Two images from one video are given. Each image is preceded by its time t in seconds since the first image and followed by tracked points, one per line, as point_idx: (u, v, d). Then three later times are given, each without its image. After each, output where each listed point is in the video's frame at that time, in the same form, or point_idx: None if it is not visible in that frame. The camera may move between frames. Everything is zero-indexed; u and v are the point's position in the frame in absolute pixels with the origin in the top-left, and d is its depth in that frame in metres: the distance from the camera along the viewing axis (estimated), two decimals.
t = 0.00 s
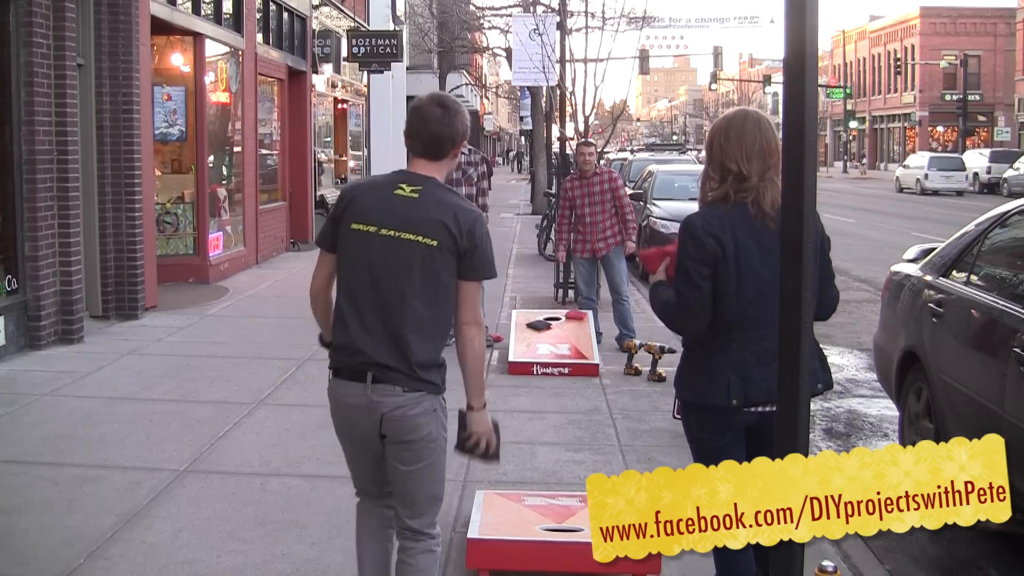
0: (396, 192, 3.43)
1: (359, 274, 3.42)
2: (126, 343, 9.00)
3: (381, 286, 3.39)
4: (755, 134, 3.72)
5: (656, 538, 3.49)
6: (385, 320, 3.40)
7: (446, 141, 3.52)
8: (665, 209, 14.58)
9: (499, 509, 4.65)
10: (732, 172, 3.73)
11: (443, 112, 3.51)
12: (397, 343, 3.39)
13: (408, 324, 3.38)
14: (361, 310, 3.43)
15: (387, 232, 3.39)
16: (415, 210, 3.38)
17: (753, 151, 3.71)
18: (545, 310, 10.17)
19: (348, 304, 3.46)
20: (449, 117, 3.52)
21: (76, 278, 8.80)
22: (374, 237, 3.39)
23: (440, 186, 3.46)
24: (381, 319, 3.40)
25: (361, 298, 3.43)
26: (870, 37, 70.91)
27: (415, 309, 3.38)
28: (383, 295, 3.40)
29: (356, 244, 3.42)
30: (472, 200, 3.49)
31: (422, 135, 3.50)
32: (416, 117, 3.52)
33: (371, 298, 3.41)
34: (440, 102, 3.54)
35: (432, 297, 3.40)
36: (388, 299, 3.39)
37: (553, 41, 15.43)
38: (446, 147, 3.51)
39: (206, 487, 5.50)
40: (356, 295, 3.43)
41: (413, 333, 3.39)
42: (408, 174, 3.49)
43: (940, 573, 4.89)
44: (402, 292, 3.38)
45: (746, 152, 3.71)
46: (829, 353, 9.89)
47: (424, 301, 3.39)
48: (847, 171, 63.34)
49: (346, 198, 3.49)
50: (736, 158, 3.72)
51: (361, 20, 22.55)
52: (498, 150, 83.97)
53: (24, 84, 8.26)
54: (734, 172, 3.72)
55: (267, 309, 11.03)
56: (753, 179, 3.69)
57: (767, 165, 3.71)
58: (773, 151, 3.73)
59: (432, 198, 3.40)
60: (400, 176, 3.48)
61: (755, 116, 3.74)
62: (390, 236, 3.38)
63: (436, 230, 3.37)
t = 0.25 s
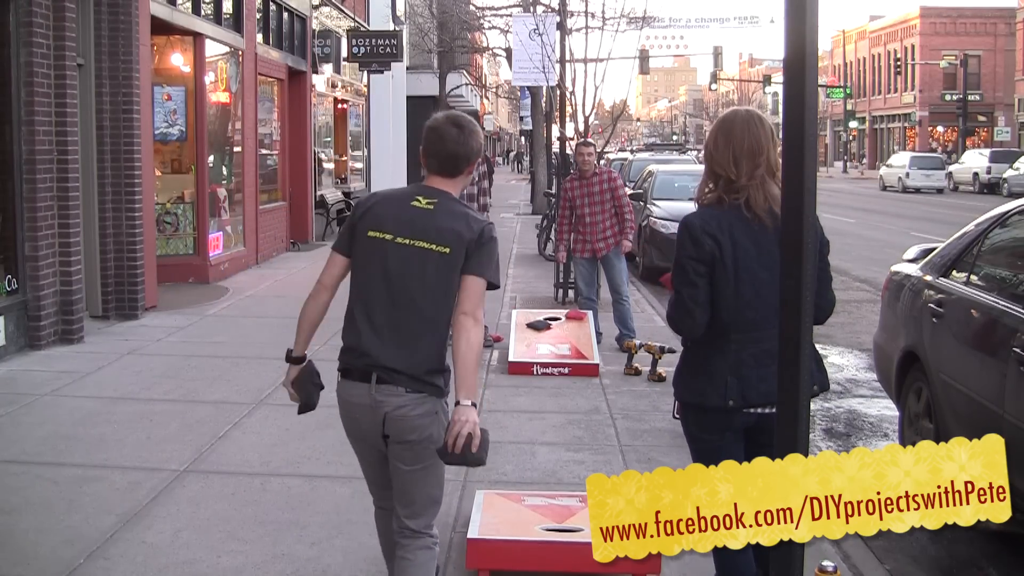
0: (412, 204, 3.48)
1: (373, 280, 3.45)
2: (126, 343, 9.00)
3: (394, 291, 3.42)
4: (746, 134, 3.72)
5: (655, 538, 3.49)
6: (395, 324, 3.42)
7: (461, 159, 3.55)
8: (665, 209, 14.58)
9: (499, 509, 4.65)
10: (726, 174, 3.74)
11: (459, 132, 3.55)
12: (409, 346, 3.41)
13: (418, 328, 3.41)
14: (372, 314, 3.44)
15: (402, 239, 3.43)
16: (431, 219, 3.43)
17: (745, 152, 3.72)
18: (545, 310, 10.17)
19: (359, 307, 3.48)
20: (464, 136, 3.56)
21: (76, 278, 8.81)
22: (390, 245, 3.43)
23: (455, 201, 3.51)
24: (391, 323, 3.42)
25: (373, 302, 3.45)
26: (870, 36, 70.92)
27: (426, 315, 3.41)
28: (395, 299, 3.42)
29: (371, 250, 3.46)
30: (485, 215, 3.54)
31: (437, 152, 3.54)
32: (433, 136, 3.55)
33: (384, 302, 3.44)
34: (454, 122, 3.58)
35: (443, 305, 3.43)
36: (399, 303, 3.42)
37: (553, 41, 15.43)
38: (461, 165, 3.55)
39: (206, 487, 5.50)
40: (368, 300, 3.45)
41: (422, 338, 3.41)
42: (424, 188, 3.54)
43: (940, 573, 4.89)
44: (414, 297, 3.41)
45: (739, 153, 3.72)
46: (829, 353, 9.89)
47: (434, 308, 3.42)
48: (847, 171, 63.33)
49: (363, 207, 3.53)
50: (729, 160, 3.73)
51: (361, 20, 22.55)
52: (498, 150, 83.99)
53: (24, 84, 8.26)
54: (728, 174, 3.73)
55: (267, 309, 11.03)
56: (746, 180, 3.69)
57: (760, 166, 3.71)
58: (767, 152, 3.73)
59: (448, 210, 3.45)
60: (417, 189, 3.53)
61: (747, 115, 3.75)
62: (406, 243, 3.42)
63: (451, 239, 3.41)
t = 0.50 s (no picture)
0: (423, 217, 3.59)
1: (383, 287, 3.55)
2: (126, 343, 9.00)
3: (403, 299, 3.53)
4: (747, 135, 3.72)
5: (656, 538, 3.49)
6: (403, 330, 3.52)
7: (465, 176, 3.68)
8: (665, 209, 14.59)
9: (499, 509, 4.65)
10: (727, 175, 3.73)
11: (461, 151, 3.68)
12: (415, 351, 3.52)
13: (425, 337, 3.54)
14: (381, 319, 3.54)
15: (415, 250, 3.54)
16: (443, 234, 3.56)
17: (747, 153, 3.71)
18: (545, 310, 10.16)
19: (367, 312, 3.57)
20: (466, 155, 3.69)
21: (76, 278, 8.80)
22: (403, 254, 3.54)
23: (462, 217, 3.64)
24: (400, 330, 3.52)
25: (382, 308, 3.54)
26: (870, 36, 70.92)
27: (433, 324, 3.54)
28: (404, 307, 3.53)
29: (384, 257, 3.55)
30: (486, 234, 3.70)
31: (442, 169, 3.67)
32: (437, 154, 3.69)
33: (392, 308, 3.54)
34: (457, 141, 3.72)
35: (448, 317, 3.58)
36: (409, 311, 3.53)
37: (553, 41, 15.44)
38: (465, 183, 3.68)
39: (206, 487, 5.50)
40: (377, 306, 3.55)
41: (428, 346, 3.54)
42: (432, 202, 3.65)
43: (940, 573, 4.89)
44: (424, 307, 3.53)
45: (740, 153, 3.71)
46: (829, 353, 9.89)
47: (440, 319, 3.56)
48: (847, 171, 63.32)
49: (373, 215, 3.62)
50: (729, 160, 3.73)
51: (361, 20, 22.55)
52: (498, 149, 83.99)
53: (24, 84, 8.26)
54: (729, 175, 3.73)
55: (267, 309, 11.03)
56: (747, 180, 3.69)
57: (762, 167, 3.70)
58: (768, 153, 3.73)
59: (458, 226, 3.59)
60: (426, 203, 3.64)
61: (747, 115, 3.75)
62: (418, 254, 3.54)
63: (460, 255, 3.56)
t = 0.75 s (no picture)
0: (434, 215, 3.85)
1: (401, 282, 3.77)
2: (126, 343, 9.00)
3: (420, 293, 3.78)
4: (745, 134, 3.72)
5: (656, 538, 3.49)
6: (421, 322, 3.78)
7: (460, 178, 3.94)
8: (665, 209, 14.59)
9: (499, 509, 4.65)
10: (726, 173, 3.73)
11: (456, 154, 3.92)
12: (429, 342, 3.80)
13: (438, 328, 3.83)
14: (400, 312, 3.77)
15: (429, 248, 3.80)
16: (452, 233, 3.85)
17: (746, 151, 3.71)
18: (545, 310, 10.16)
19: (388, 305, 3.77)
20: (461, 157, 3.94)
21: (76, 278, 8.80)
22: (419, 252, 3.78)
23: (463, 216, 3.96)
24: (418, 323, 3.78)
25: (401, 302, 3.77)
26: (870, 36, 70.91)
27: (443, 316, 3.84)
28: (419, 301, 3.78)
29: (398, 255, 3.77)
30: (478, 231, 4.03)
31: (439, 171, 3.91)
32: (434, 156, 3.91)
33: (407, 303, 3.77)
34: (453, 143, 3.94)
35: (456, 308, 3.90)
36: (424, 304, 3.78)
37: (553, 41, 15.43)
38: (462, 184, 3.95)
39: (206, 487, 5.50)
40: (394, 299, 3.77)
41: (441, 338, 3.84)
42: (433, 201, 3.91)
43: (940, 573, 4.90)
44: (438, 300, 3.81)
45: (740, 152, 3.71)
46: (829, 353, 9.89)
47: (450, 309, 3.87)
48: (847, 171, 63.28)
49: (385, 213, 3.82)
50: (729, 160, 3.73)
51: (361, 20, 22.54)
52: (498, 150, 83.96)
53: (24, 84, 8.26)
54: (729, 173, 3.73)
55: (267, 309, 11.03)
56: (747, 178, 3.69)
57: (761, 166, 3.70)
58: (767, 152, 3.73)
59: (462, 225, 3.89)
60: (428, 203, 3.89)
61: (745, 115, 3.75)
62: (432, 252, 3.80)
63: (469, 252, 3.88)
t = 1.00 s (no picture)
0: (431, 208, 3.89)
1: (404, 276, 3.81)
2: (126, 343, 9.00)
3: (423, 285, 3.82)
4: (746, 133, 3.72)
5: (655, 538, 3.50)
6: (426, 313, 3.82)
7: (453, 170, 3.98)
8: (665, 209, 14.59)
9: (500, 509, 4.65)
10: (727, 173, 3.73)
11: (448, 147, 3.97)
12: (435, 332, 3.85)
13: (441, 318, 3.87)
14: (404, 304, 3.80)
15: (429, 240, 3.84)
16: (450, 224, 3.90)
17: (747, 150, 3.71)
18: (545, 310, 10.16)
19: (391, 298, 3.81)
20: (453, 150, 3.98)
21: (76, 278, 8.80)
22: (420, 246, 3.82)
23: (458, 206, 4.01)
24: (423, 314, 3.82)
25: (404, 295, 3.81)
26: (870, 36, 70.92)
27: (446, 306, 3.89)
28: (423, 293, 3.82)
29: (399, 249, 3.81)
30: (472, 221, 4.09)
31: (431, 166, 3.96)
32: (427, 149, 3.96)
33: (411, 296, 3.81)
34: (445, 137, 3.99)
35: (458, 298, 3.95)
36: (428, 296, 3.83)
37: (553, 41, 15.43)
38: (454, 176, 3.99)
39: (206, 487, 5.50)
40: (398, 293, 3.81)
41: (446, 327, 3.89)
42: (428, 194, 3.95)
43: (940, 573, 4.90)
44: (442, 291, 3.86)
45: (741, 151, 3.71)
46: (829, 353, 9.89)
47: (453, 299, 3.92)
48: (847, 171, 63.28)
49: (383, 208, 3.84)
50: (730, 160, 3.73)
51: (361, 20, 22.54)
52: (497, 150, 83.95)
53: (24, 84, 8.26)
54: (729, 172, 3.73)
55: (267, 309, 11.03)
56: (748, 177, 3.69)
57: (762, 164, 3.71)
58: (767, 150, 3.73)
59: (458, 216, 3.95)
60: (423, 196, 3.93)
61: (745, 114, 3.75)
62: (433, 244, 3.84)
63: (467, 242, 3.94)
